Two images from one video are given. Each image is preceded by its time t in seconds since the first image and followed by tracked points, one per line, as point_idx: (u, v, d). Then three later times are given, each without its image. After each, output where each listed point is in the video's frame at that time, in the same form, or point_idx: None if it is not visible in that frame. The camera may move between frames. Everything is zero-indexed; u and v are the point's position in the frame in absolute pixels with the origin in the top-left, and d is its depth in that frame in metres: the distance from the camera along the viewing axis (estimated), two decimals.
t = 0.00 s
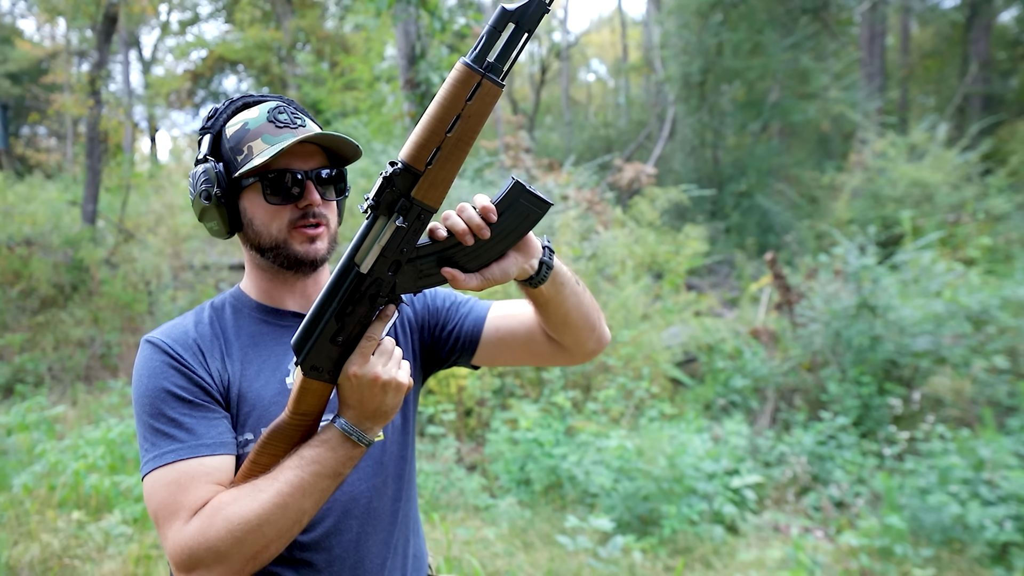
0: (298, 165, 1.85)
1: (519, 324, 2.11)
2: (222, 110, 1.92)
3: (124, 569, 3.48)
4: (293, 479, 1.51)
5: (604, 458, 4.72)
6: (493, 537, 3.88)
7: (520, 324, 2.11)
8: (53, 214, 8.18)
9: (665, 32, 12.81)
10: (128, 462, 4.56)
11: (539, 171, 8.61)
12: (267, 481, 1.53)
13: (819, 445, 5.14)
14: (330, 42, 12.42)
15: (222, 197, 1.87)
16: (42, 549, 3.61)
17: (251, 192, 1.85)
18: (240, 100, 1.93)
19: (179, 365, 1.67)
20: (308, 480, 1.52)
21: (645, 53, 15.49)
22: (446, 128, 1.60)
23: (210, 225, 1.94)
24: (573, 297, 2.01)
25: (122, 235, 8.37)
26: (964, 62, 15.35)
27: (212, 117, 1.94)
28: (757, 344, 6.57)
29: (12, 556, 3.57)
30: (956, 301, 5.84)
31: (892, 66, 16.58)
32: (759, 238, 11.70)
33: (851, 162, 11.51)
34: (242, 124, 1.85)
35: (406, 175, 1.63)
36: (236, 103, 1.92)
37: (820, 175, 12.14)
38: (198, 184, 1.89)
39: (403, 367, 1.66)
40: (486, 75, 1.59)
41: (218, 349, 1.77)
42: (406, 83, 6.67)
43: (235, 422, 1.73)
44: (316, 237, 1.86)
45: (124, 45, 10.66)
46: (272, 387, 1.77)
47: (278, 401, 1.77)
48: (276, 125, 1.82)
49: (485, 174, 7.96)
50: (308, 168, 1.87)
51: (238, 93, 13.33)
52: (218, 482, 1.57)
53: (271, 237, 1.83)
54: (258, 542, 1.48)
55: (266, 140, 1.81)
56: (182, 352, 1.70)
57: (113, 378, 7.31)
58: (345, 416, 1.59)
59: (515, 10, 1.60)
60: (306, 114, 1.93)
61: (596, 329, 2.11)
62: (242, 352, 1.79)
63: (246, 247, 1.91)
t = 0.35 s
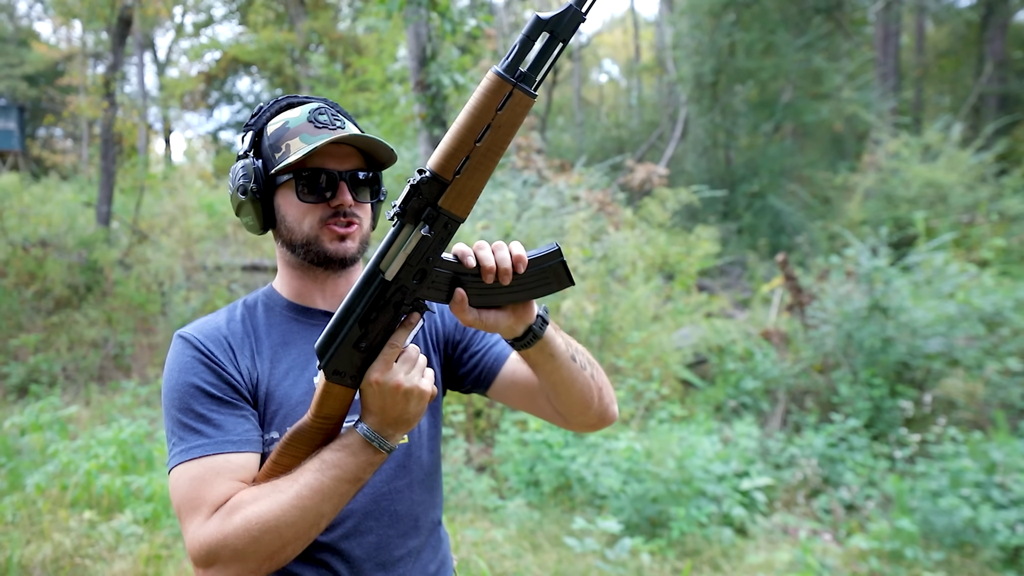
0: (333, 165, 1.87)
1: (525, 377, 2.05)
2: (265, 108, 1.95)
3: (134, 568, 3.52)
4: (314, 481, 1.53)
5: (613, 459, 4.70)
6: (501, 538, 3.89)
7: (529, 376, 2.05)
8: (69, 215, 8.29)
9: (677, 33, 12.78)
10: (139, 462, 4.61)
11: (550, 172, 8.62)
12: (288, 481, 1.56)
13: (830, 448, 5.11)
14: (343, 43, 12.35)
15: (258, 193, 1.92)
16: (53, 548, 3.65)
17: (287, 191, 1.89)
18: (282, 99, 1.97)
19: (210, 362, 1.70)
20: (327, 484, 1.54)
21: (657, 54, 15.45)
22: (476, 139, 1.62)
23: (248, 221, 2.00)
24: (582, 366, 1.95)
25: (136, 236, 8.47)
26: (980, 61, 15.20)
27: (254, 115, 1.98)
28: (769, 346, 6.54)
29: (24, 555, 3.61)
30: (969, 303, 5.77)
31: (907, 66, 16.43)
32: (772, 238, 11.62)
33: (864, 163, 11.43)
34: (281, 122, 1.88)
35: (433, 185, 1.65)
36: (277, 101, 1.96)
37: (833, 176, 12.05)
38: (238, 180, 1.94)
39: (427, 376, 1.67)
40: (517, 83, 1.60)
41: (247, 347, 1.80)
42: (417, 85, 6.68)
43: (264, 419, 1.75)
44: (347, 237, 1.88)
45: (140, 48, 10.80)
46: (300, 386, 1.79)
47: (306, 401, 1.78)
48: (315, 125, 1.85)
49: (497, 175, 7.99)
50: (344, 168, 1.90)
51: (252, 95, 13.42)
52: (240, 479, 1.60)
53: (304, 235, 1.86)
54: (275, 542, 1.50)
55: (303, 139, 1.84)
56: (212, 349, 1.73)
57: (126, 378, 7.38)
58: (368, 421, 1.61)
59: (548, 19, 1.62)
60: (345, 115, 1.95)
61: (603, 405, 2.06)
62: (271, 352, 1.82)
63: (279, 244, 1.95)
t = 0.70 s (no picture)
0: (381, 166, 1.87)
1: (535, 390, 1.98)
2: (310, 102, 1.95)
3: (137, 567, 3.54)
4: (314, 499, 1.52)
5: (615, 459, 4.68)
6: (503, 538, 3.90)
7: (541, 390, 1.98)
8: (76, 215, 8.35)
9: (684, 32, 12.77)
10: (143, 461, 4.64)
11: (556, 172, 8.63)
12: (291, 493, 1.56)
13: (834, 448, 5.08)
14: (350, 43, 12.33)
15: (301, 189, 1.91)
16: (58, 546, 3.67)
17: (331, 188, 1.89)
18: (327, 92, 1.96)
19: (235, 352, 1.74)
20: (326, 506, 1.52)
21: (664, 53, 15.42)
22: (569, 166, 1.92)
23: (286, 214, 1.99)
24: (605, 402, 1.87)
25: (143, 236, 8.52)
26: (988, 60, 15.12)
27: (298, 107, 1.97)
28: (774, 346, 6.52)
29: (28, 553, 3.63)
30: (975, 303, 5.73)
31: (915, 65, 16.35)
32: (778, 239, 11.58)
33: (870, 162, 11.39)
34: (329, 118, 1.88)
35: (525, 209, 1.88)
36: (323, 95, 1.95)
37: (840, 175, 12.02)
38: (280, 174, 1.93)
39: (453, 406, 1.59)
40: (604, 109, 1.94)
41: (274, 338, 1.83)
42: (422, 85, 6.67)
43: (288, 411, 1.77)
44: (391, 239, 1.88)
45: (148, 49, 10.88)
46: (323, 381, 1.81)
47: (329, 394, 1.79)
48: (363, 123, 1.86)
49: (502, 175, 8.01)
50: (390, 169, 1.90)
51: (259, 95, 13.47)
52: (248, 476, 1.61)
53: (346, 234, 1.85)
54: (265, 547, 1.53)
55: (352, 138, 1.85)
56: (240, 339, 1.77)
57: (132, 377, 7.41)
58: (390, 456, 1.55)
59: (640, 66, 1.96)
60: (389, 114, 1.96)
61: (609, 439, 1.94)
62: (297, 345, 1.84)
63: (318, 240, 1.95)
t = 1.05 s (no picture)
0: (423, 181, 1.88)
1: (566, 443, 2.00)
2: (352, 100, 1.93)
3: (133, 566, 3.54)
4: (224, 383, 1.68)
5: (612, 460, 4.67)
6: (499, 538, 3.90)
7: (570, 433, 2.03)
8: (76, 216, 8.35)
9: (684, 34, 12.78)
10: (139, 461, 4.64)
11: (556, 174, 8.64)
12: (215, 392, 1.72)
13: (832, 449, 5.07)
14: (351, 44, 12.26)
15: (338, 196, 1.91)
16: (54, 545, 3.66)
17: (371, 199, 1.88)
18: (371, 90, 1.96)
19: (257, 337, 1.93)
20: (233, 388, 1.66)
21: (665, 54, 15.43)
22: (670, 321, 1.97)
23: (321, 213, 1.99)
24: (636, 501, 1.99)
25: (143, 236, 8.52)
26: (988, 62, 15.14)
27: (341, 105, 1.94)
28: (772, 347, 6.52)
29: (24, 552, 3.63)
30: (973, 304, 5.73)
31: (915, 67, 16.35)
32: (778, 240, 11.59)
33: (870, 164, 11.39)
34: (371, 123, 1.90)
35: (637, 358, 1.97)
36: (366, 94, 1.94)
37: (839, 177, 12.04)
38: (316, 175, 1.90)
39: (327, 246, 1.67)
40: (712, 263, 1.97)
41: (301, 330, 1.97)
42: (421, 85, 6.65)
43: (307, 404, 1.90)
44: (424, 255, 1.92)
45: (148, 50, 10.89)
46: (346, 380, 1.91)
47: (347, 392, 1.90)
48: (407, 133, 1.89)
49: (502, 176, 8.02)
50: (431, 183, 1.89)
51: (260, 96, 13.47)
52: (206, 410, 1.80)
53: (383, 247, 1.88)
54: (193, 447, 1.68)
55: (393, 149, 1.88)
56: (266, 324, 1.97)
57: (131, 378, 7.39)
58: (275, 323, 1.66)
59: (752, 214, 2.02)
60: (432, 119, 1.99)
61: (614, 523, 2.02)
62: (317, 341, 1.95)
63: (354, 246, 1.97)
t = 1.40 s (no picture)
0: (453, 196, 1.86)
1: (582, 470, 2.04)
2: (375, 105, 1.86)
3: (129, 567, 3.54)
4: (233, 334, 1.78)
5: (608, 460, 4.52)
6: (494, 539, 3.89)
7: (584, 451, 2.08)
8: (75, 217, 8.36)
9: (682, 36, 12.80)
10: (137, 462, 4.64)
11: (554, 176, 8.65)
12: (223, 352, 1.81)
13: (829, 450, 5.06)
14: (349, 46, 12.26)
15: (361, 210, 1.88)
16: (50, 546, 3.65)
17: (398, 213, 1.86)
18: (393, 93, 1.89)
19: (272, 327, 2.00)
20: (240, 336, 1.76)
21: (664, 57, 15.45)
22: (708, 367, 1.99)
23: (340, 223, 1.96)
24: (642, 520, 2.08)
25: (141, 238, 8.53)
26: (987, 64, 15.19)
27: (363, 111, 1.86)
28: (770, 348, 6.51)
29: (21, 553, 3.62)
30: (970, 305, 5.74)
31: (914, 69, 16.37)
32: (776, 242, 11.59)
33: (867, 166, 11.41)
34: (398, 134, 1.85)
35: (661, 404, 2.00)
36: (389, 98, 1.87)
37: (838, 179, 12.05)
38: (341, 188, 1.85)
39: (329, 210, 1.83)
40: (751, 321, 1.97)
41: (314, 323, 2.02)
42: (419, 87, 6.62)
43: (320, 396, 1.93)
44: (450, 266, 1.92)
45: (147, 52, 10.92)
46: (358, 374, 1.93)
47: (358, 386, 1.92)
48: (436, 144, 1.87)
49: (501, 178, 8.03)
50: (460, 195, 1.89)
51: (259, 99, 13.44)
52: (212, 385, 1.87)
53: (412, 260, 1.88)
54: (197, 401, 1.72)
55: (425, 162, 1.85)
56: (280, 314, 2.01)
57: (128, 380, 7.35)
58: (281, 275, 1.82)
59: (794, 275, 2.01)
60: (455, 125, 1.97)
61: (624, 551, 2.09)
62: (331, 334, 1.99)
63: (376, 255, 1.95)
